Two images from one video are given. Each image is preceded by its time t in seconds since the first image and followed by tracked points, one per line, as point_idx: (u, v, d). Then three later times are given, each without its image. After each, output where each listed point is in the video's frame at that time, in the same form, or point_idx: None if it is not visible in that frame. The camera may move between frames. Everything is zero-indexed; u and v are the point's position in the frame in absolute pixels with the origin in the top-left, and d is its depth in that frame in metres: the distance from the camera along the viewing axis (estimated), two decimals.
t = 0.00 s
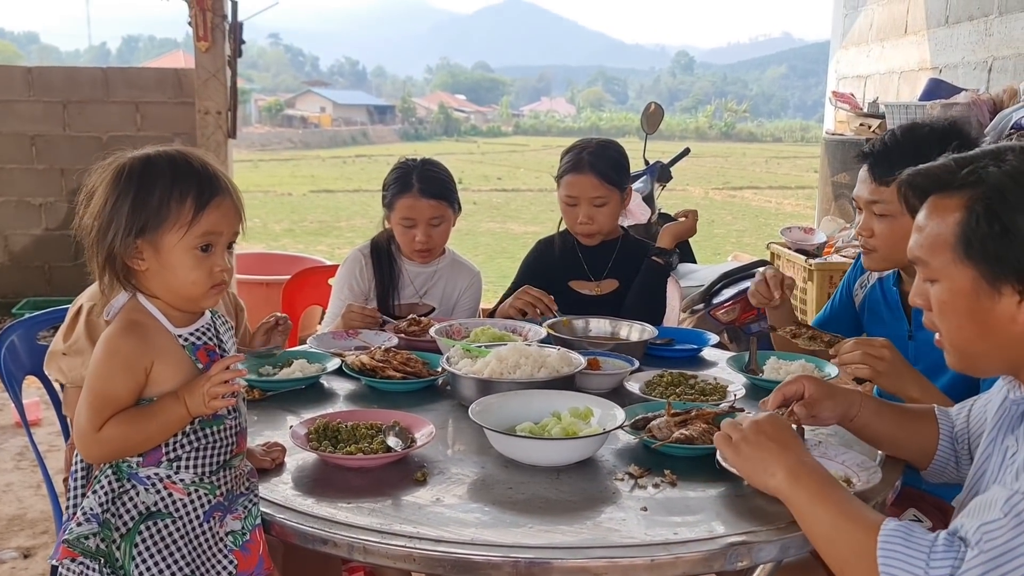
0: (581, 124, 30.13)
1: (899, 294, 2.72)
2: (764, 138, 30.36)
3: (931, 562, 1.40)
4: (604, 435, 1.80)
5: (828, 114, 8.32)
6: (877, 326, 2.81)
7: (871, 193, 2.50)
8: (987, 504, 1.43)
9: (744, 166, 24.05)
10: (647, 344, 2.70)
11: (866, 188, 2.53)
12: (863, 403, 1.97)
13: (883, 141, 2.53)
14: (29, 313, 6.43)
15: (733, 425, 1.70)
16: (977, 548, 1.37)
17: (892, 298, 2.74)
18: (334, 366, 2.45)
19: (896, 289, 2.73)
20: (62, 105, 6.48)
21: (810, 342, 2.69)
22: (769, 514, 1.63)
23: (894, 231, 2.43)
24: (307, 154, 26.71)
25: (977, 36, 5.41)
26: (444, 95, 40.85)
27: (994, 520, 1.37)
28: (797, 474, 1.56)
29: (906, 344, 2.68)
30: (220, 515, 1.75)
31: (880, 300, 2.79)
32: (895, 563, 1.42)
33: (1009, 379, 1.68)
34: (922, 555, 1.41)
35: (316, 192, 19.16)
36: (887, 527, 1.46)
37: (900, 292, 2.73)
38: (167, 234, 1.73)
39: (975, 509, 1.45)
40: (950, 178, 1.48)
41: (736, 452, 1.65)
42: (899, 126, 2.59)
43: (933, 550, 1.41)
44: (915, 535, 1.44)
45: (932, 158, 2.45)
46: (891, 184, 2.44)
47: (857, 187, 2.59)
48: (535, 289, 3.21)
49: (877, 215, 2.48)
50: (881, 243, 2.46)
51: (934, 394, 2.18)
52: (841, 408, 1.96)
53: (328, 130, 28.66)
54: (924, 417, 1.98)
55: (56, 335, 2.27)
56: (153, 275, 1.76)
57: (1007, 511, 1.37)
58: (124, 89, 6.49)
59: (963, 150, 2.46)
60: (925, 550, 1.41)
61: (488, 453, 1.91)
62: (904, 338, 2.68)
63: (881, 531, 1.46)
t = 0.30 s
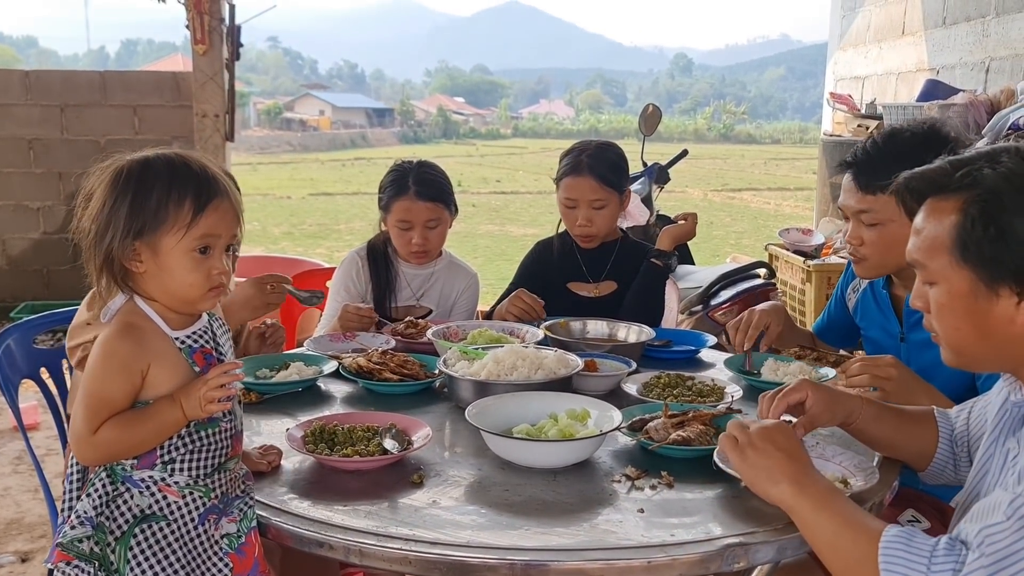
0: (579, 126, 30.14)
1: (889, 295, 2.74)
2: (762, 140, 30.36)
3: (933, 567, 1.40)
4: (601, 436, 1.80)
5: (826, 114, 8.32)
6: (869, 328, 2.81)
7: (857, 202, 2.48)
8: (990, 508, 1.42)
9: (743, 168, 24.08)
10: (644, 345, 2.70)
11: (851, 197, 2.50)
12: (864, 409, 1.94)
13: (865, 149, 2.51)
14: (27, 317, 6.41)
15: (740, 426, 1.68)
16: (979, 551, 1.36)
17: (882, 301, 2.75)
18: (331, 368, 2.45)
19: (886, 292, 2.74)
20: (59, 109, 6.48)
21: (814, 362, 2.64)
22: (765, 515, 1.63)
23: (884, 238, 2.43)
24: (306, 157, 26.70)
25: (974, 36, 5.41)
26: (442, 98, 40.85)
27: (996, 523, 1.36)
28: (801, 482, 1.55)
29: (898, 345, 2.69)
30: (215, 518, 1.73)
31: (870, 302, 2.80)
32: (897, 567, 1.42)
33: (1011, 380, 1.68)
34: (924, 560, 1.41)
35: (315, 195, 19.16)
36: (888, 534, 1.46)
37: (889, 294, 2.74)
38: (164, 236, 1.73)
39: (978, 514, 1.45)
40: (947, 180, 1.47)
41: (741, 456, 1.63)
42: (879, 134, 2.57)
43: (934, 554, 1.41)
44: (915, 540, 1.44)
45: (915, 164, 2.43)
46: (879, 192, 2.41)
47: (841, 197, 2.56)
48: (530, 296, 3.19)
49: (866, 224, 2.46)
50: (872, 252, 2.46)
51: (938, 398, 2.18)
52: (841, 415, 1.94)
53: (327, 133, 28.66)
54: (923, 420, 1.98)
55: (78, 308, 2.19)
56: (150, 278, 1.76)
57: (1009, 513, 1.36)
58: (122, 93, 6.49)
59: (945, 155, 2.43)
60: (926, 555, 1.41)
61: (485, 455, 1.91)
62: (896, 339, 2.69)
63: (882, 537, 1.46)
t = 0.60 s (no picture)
0: (578, 131, 30.19)
1: (883, 301, 2.72)
2: (761, 143, 30.43)
3: (923, 564, 1.39)
4: (601, 440, 1.80)
5: (824, 118, 8.34)
6: (866, 333, 2.81)
7: (846, 210, 2.47)
8: (984, 506, 1.41)
9: (742, 171, 24.12)
10: (644, 349, 2.70)
11: (840, 205, 2.50)
12: (863, 414, 1.94)
13: (852, 156, 2.50)
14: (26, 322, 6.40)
15: (740, 425, 1.69)
16: (970, 548, 1.35)
17: (876, 305, 2.74)
18: (331, 372, 2.45)
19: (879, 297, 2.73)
20: (58, 114, 6.48)
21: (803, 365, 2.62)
22: (764, 519, 1.62)
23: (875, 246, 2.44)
24: (305, 161, 26.71)
25: (972, 40, 5.43)
26: (441, 102, 40.90)
27: (988, 521, 1.35)
28: (793, 483, 1.56)
29: (893, 349, 2.68)
30: (215, 524, 1.74)
31: (866, 306, 2.79)
32: (888, 565, 1.41)
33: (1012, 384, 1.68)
34: (913, 558, 1.40)
35: (314, 200, 19.16)
36: (877, 535, 1.45)
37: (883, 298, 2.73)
38: (167, 242, 1.73)
39: (971, 513, 1.43)
40: (946, 180, 1.48)
41: (737, 453, 1.64)
42: (866, 140, 2.56)
43: (924, 552, 1.40)
44: (906, 538, 1.43)
45: (904, 169, 2.42)
46: (869, 200, 2.41)
47: (830, 205, 2.55)
48: (528, 299, 3.21)
49: (855, 232, 2.47)
50: (863, 258, 2.47)
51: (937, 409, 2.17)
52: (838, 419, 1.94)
53: (326, 138, 28.69)
54: (922, 424, 1.98)
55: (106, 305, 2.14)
56: (153, 283, 1.76)
57: (1002, 511, 1.34)
58: (121, 98, 6.49)
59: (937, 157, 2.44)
60: (915, 553, 1.41)
61: (485, 459, 1.91)
62: (892, 344, 2.68)
63: (872, 540, 1.45)
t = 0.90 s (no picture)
0: (577, 134, 30.24)
1: (882, 305, 2.74)
2: (760, 147, 30.41)
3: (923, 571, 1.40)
4: (604, 444, 1.81)
5: (822, 122, 8.36)
6: (864, 337, 2.82)
7: (845, 216, 2.48)
8: (984, 512, 1.41)
9: (741, 175, 24.15)
10: (646, 353, 2.71)
11: (839, 211, 2.51)
12: (862, 418, 1.95)
13: (851, 162, 2.51)
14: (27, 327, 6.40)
15: (745, 431, 1.69)
16: (970, 556, 1.36)
17: (875, 309, 2.76)
18: (333, 377, 2.46)
19: (878, 301, 2.75)
20: (59, 119, 6.49)
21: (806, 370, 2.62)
22: (770, 522, 1.63)
23: (874, 251, 2.45)
24: (304, 166, 26.73)
25: (970, 44, 5.44)
26: (439, 106, 40.94)
27: (987, 528, 1.35)
28: (796, 491, 1.56)
29: (892, 354, 2.69)
30: (223, 528, 1.74)
31: (865, 311, 2.80)
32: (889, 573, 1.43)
33: (1012, 385, 1.68)
34: (915, 565, 1.41)
35: (314, 204, 19.18)
36: (880, 541, 1.46)
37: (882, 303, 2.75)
38: (175, 246, 1.74)
39: (972, 518, 1.44)
40: (949, 182, 1.49)
41: (742, 461, 1.64)
42: (864, 145, 2.57)
43: (925, 559, 1.41)
44: (907, 545, 1.44)
45: (902, 174, 2.43)
46: (868, 206, 2.42)
47: (829, 211, 2.57)
48: (527, 304, 3.22)
49: (855, 238, 2.48)
50: (862, 264, 2.48)
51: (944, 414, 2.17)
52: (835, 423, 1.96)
53: (325, 142, 28.72)
54: (923, 427, 1.99)
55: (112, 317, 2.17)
56: (161, 288, 1.77)
57: (1001, 518, 1.35)
58: (122, 103, 6.50)
59: (935, 161, 2.45)
60: (917, 559, 1.42)
61: (489, 462, 1.92)
62: (890, 349, 2.69)
63: (875, 545, 1.46)
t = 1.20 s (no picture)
0: (575, 136, 30.27)
1: (880, 307, 2.75)
2: (759, 148, 30.37)
3: (919, 569, 1.40)
4: (605, 444, 1.82)
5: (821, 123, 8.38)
6: (863, 338, 2.83)
7: (846, 217, 2.50)
8: (981, 511, 1.42)
9: (740, 176, 24.18)
10: (646, 354, 2.72)
11: (840, 212, 2.52)
12: (856, 415, 1.98)
13: (852, 162, 2.53)
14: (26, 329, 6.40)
15: (735, 431, 1.69)
16: (965, 553, 1.36)
17: (873, 311, 2.77)
18: (335, 378, 2.46)
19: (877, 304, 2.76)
20: (59, 121, 6.50)
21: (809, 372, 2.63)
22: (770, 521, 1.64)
23: (875, 253, 2.46)
24: (302, 167, 26.73)
25: (968, 45, 5.46)
26: (438, 108, 40.93)
27: (984, 526, 1.36)
28: (789, 491, 1.57)
29: (891, 356, 2.69)
30: (227, 529, 1.75)
31: (863, 312, 2.81)
32: (885, 572, 1.43)
33: (1009, 384, 1.69)
34: (910, 562, 1.42)
35: (313, 206, 19.19)
36: (876, 538, 1.47)
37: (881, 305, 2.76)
38: (179, 247, 1.75)
39: (968, 517, 1.44)
40: (950, 183, 1.49)
41: (734, 462, 1.64)
42: (864, 147, 2.58)
43: (920, 557, 1.42)
44: (902, 544, 1.45)
45: (901, 174, 2.44)
46: (869, 207, 2.44)
47: (829, 212, 2.58)
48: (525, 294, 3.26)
49: (855, 240, 2.49)
50: (863, 266, 2.48)
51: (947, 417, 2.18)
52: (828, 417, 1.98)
53: (324, 144, 28.71)
54: (923, 428, 1.99)
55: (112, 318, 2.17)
56: (165, 288, 1.78)
57: (998, 516, 1.36)
58: (122, 105, 6.51)
59: (936, 161, 2.46)
60: (912, 558, 1.42)
61: (490, 462, 1.93)
62: (889, 350, 2.70)
63: (871, 542, 1.47)
